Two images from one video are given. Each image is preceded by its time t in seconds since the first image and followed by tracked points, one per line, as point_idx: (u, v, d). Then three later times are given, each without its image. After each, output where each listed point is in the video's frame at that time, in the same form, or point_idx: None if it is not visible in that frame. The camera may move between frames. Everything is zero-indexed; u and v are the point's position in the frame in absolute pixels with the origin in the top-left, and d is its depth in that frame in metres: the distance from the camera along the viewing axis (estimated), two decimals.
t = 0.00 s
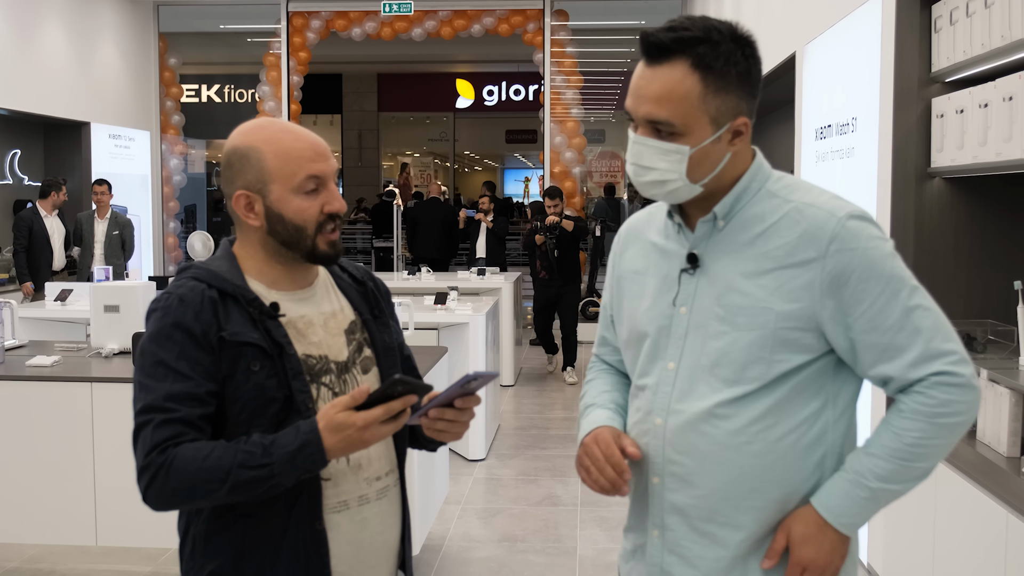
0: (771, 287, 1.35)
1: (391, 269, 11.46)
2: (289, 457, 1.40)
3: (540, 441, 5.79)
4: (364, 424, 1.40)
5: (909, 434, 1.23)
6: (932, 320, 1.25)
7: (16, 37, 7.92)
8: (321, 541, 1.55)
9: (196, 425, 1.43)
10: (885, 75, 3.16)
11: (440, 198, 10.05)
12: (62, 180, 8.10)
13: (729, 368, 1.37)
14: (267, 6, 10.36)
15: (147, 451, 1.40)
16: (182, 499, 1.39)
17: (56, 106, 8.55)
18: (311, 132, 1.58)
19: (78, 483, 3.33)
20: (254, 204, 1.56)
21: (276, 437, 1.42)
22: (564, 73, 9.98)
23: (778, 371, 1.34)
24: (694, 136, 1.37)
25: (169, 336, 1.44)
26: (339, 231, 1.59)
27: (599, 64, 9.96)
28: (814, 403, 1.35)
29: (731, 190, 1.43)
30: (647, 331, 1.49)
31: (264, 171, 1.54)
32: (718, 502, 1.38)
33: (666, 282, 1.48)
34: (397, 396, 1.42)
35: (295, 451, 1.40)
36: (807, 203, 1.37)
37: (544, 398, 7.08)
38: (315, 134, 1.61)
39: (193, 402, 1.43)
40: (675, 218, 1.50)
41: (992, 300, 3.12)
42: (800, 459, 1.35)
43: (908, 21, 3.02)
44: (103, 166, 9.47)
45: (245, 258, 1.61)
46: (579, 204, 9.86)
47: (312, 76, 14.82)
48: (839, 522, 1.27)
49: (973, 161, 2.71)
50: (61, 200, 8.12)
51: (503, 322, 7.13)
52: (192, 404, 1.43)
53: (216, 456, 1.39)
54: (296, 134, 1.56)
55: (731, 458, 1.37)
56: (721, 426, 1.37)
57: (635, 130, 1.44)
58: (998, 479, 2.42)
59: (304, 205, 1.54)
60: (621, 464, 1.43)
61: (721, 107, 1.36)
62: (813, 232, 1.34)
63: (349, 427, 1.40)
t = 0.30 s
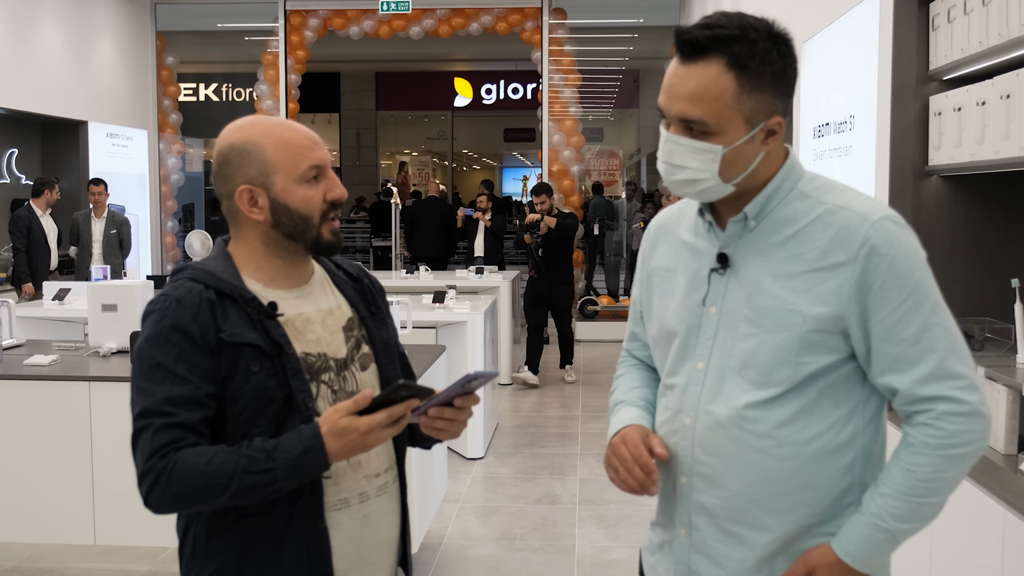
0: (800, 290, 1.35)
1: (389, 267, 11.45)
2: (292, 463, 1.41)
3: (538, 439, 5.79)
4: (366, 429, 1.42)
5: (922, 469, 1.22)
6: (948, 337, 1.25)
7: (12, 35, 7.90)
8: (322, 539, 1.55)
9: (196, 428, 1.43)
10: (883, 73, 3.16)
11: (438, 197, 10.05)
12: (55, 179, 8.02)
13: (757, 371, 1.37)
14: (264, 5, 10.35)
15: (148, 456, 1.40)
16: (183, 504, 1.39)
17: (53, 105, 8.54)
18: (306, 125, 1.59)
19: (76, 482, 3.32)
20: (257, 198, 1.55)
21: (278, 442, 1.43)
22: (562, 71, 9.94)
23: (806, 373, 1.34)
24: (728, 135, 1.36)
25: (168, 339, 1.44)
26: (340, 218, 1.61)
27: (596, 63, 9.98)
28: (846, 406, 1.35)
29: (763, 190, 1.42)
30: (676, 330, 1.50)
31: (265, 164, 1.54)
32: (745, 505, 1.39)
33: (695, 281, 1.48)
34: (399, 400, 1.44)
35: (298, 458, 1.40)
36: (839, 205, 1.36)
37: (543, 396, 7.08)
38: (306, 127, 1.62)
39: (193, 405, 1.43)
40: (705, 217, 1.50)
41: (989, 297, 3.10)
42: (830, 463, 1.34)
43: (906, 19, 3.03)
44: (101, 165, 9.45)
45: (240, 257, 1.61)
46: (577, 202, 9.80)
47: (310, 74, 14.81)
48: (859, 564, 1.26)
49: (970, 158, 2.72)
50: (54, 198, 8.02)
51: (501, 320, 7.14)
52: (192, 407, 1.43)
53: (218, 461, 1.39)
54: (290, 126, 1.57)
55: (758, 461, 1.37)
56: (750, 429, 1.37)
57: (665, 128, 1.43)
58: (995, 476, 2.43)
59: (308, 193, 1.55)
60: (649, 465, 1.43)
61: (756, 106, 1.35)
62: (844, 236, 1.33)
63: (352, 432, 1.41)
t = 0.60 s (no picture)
0: (796, 285, 1.35)
1: (388, 267, 11.46)
2: (294, 462, 1.41)
3: (537, 438, 5.80)
4: (369, 427, 1.42)
5: (904, 475, 1.24)
6: (935, 336, 1.26)
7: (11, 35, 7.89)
8: (323, 537, 1.55)
9: (198, 426, 1.43)
10: (881, 71, 3.17)
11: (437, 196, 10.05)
12: (52, 179, 7.99)
13: (754, 366, 1.37)
14: (263, 4, 10.37)
15: (149, 454, 1.40)
16: (185, 503, 1.39)
17: (52, 105, 8.54)
18: (304, 124, 1.60)
19: (75, 482, 3.33)
20: (257, 197, 1.55)
21: (281, 440, 1.43)
22: (561, 71, 9.96)
23: (804, 369, 1.34)
24: (724, 128, 1.37)
25: (169, 337, 1.44)
26: (339, 214, 1.61)
27: (595, 62, 9.97)
28: (842, 402, 1.35)
29: (760, 186, 1.42)
30: (674, 327, 1.50)
31: (264, 163, 1.54)
32: (742, 502, 1.39)
33: (694, 278, 1.49)
34: (402, 400, 1.45)
35: (300, 457, 1.41)
36: (836, 201, 1.36)
37: (542, 396, 7.08)
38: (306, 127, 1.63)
39: (195, 404, 1.43)
40: (703, 214, 1.50)
41: (988, 295, 3.12)
42: (826, 460, 1.35)
43: (904, 18, 3.03)
44: (100, 165, 9.44)
45: (241, 255, 1.61)
46: (576, 201, 9.93)
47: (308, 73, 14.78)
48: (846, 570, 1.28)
49: (968, 157, 2.72)
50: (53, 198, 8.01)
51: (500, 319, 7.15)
52: (194, 405, 1.43)
53: (220, 459, 1.39)
54: (288, 125, 1.58)
55: (756, 458, 1.37)
56: (747, 426, 1.37)
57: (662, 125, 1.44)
58: (993, 474, 2.43)
59: (307, 190, 1.55)
60: (648, 460, 1.43)
61: (750, 99, 1.36)
62: (840, 231, 1.33)
63: (354, 430, 1.42)
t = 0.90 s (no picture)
0: (756, 283, 1.37)
1: (386, 267, 11.45)
2: (279, 459, 1.41)
3: (536, 438, 5.80)
4: (347, 425, 1.39)
5: (861, 468, 1.26)
6: (892, 331, 1.28)
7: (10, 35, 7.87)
8: (324, 536, 1.55)
9: (191, 428, 1.43)
10: (879, 71, 3.17)
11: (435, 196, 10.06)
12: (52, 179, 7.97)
13: (716, 363, 1.38)
14: (262, 5, 10.37)
15: (141, 456, 1.40)
16: (178, 503, 1.40)
17: (51, 105, 8.53)
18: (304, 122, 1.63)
19: (74, 482, 3.32)
20: (249, 180, 1.57)
21: (267, 436, 1.43)
22: (559, 70, 9.96)
23: (764, 365, 1.35)
24: (683, 129, 1.38)
25: (164, 339, 1.44)
26: (333, 210, 1.62)
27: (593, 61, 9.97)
28: (801, 398, 1.37)
29: (721, 186, 1.44)
30: (637, 328, 1.51)
31: (259, 147, 1.56)
32: (703, 498, 1.40)
33: (656, 279, 1.50)
34: (378, 397, 1.41)
35: (286, 453, 1.40)
36: (794, 200, 1.38)
37: (541, 395, 7.08)
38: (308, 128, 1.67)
39: (188, 406, 1.44)
40: (665, 216, 1.52)
41: (988, 294, 3.12)
42: (787, 456, 1.36)
43: (902, 17, 3.04)
44: (99, 165, 9.44)
45: (235, 251, 1.61)
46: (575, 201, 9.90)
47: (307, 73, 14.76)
48: (806, 567, 1.29)
49: (965, 156, 2.73)
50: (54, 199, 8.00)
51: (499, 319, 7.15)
52: (187, 407, 1.43)
53: (208, 459, 1.40)
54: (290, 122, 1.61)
55: (717, 455, 1.38)
56: (709, 423, 1.38)
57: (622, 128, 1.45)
58: (992, 474, 2.44)
59: (299, 178, 1.57)
60: (606, 454, 1.44)
61: (707, 100, 1.37)
62: (800, 228, 1.35)
63: (332, 427, 1.39)
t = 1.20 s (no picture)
0: (730, 282, 1.41)
1: (386, 268, 11.44)
2: (280, 464, 1.41)
3: (536, 438, 5.81)
4: (350, 437, 1.40)
5: (837, 457, 1.31)
6: (862, 326, 1.34)
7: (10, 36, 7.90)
8: (324, 536, 1.56)
9: (189, 430, 1.44)
10: (878, 72, 3.18)
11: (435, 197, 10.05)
12: (54, 180, 8.00)
13: (692, 362, 1.41)
14: (262, 6, 10.36)
15: (140, 458, 1.40)
16: (177, 504, 1.40)
17: (51, 107, 8.54)
18: (301, 125, 1.63)
19: (74, 484, 3.33)
20: (246, 186, 1.58)
21: (268, 443, 1.43)
22: (558, 71, 9.97)
23: (739, 363, 1.39)
24: (650, 133, 1.41)
25: (163, 341, 1.44)
26: (330, 215, 1.63)
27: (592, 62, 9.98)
28: (775, 395, 1.41)
29: (691, 189, 1.48)
30: (613, 331, 1.53)
31: (256, 153, 1.57)
32: (681, 494, 1.42)
33: (629, 282, 1.53)
34: (384, 412, 1.42)
35: (287, 459, 1.41)
36: (763, 200, 1.43)
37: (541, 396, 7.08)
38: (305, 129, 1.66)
39: (187, 407, 1.44)
40: (635, 221, 1.55)
41: (988, 295, 3.11)
42: (762, 450, 1.40)
43: (901, 18, 3.04)
44: (99, 167, 9.45)
45: (235, 254, 1.61)
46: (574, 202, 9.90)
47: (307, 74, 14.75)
48: (785, 554, 1.33)
49: (964, 157, 2.73)
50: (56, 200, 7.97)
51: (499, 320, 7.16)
52: (186, 409, 1.44)
53: (208, 462, 1.40)
54: (287, 125, 1.61)
55: (693, 451, 1.41)
56: (686, 421, 1.41)
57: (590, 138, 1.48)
58: (992, 475, 2.44)
59: (296, 185, 1.57)
60: (577, 457, 1.46)
61: (671, 102, 1.41)
62: (771, 227, 1.40)
63: (335, 438, 1.41)
